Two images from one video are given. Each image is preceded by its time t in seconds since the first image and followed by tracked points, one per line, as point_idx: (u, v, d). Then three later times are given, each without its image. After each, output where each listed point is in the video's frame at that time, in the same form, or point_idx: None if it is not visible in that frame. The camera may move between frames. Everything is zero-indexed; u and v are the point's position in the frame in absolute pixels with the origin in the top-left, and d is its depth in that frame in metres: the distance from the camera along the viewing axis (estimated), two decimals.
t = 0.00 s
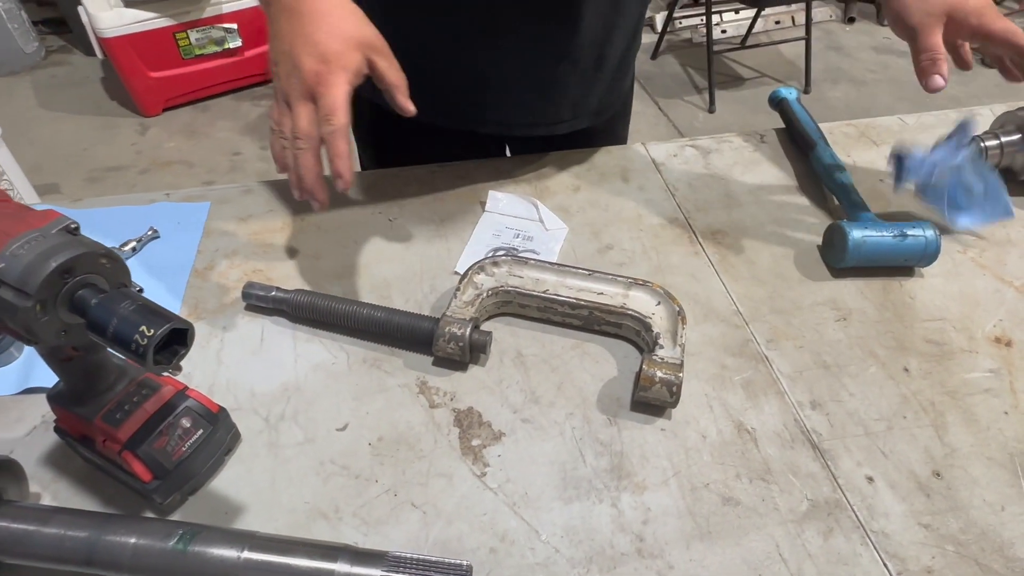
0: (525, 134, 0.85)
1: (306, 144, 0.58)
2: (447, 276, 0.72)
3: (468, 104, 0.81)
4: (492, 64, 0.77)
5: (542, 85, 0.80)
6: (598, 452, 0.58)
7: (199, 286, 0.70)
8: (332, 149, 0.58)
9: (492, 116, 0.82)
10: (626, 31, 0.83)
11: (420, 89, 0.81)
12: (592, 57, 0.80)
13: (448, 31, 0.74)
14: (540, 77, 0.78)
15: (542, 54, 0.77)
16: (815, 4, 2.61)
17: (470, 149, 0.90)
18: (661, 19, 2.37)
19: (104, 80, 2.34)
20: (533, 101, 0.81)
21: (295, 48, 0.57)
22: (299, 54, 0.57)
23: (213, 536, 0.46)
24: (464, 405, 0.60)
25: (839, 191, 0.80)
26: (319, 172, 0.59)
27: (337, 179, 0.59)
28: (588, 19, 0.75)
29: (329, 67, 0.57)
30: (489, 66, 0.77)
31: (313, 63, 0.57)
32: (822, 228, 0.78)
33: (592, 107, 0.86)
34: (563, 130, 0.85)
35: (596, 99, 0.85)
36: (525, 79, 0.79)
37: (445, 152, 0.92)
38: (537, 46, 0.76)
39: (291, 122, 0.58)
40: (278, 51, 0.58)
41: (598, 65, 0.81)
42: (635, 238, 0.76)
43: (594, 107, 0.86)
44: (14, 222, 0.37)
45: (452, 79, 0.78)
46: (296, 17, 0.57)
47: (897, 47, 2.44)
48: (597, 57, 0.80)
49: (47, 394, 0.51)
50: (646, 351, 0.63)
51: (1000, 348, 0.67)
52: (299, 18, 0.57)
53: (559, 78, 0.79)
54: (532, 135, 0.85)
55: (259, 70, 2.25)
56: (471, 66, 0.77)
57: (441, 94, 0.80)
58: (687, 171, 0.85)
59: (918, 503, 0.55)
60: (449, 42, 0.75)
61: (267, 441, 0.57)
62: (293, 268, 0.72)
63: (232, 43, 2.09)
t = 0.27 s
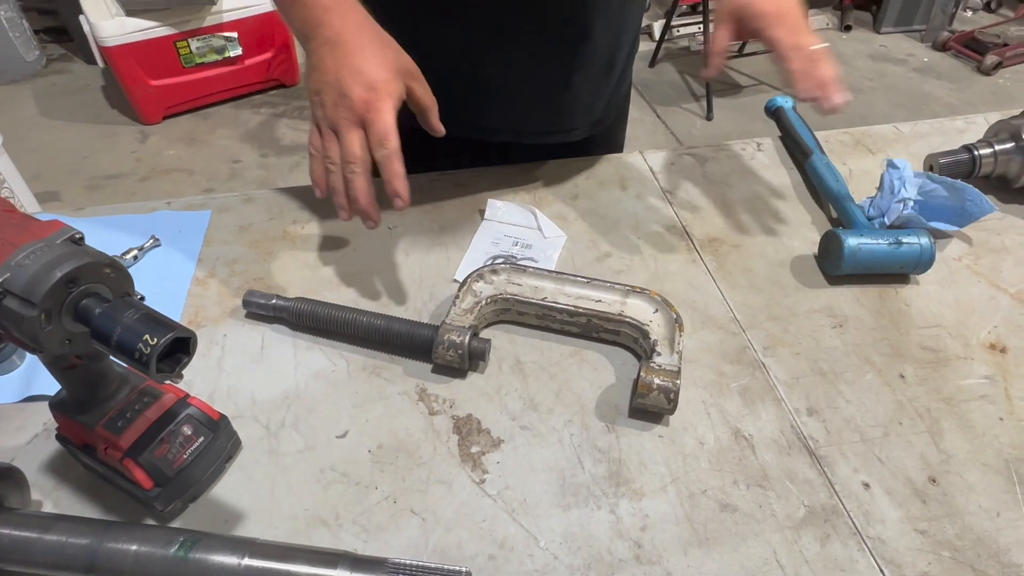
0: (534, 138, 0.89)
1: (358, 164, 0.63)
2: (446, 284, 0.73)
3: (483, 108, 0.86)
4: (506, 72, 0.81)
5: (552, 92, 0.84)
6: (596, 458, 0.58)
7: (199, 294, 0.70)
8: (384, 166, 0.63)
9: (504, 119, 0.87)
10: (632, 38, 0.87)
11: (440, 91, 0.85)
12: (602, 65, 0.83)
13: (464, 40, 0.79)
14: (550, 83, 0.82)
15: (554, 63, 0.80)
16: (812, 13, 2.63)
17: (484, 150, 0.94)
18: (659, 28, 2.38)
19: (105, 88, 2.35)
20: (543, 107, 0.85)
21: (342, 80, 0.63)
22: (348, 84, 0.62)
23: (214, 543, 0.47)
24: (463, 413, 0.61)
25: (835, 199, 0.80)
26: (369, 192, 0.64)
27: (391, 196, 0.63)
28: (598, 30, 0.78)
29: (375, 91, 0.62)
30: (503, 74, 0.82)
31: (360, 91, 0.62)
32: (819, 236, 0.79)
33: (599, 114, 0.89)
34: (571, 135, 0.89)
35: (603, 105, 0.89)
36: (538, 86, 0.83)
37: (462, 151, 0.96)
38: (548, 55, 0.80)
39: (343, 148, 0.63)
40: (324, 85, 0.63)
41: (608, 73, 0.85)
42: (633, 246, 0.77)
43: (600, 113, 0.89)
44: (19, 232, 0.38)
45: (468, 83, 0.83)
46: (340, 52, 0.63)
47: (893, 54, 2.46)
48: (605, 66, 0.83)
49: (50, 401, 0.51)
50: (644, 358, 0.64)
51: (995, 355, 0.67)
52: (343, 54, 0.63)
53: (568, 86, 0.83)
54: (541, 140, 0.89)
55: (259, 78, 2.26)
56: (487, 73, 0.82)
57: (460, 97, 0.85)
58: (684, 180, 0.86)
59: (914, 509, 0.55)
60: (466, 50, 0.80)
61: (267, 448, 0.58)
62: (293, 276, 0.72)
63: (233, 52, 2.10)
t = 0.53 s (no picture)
0: (546, 145, 0.91)
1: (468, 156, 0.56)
2: (444, 293, 0.73)
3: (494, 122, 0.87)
4: (520, 84, 0.83)
5: (563, 100, 0.86)
6: (595, 466, 0.58)
7: (199, 303, 0.70)
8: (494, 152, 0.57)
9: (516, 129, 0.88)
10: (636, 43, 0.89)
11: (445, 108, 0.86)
12: (608, 69, 0.85)
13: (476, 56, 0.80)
14: (561, 92, 0.85)
15: (566, 72, 0.82)
16: (807, 20, 2.65)
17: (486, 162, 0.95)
18: (655, 35, 2.40)
19: (103, 96, 2.36)
20: (555, 114, 0.87)
21: (418, 78, 0.56)
22: (431, 79, 0.55)
23: (214, 553, 0.47)
24: (462, 421, 0.61)
25: (830, 207, 0.81)
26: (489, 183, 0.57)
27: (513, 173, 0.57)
28: (606, 36, 0.81)
29: (459, 78, 0.57)
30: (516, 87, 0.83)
31: (445, 82, 0.56)
32: (814, 243, 0.79)
33: (608, 116, 0.91)
34: (582, 139, 0.91)
35: (610, 108, 0.91)
36: (549, 95, 0.85)
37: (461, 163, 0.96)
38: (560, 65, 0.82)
39: (439, 146, 0.56)
40: (402, 87, 0.56)
41: (614, 77, 0.87)
42: (630, 254, 0.77)
43: (609, 115, 0.92)
44: (21, 245, 0.38)
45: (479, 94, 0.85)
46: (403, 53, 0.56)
47: (888, 61, 2.47)
48: (612, 69, 0.86)
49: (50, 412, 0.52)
50: (641, 366, 0.64)
51: (990, 361, 0.68)
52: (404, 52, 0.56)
53: (578, 92, 0.85)
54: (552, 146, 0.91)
55: (257, 86, 2.26)
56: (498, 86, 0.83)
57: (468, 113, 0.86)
58: (681, 188, 0.87)
59: (911, 516, 0.56)
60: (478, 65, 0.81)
61: (267, 458, 0.58)
62: (292, 285, 0.73)
63: (231, 60, 2.10)
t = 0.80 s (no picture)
0: (560, 150, 0.93)
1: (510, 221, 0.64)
2: (448, 301, 0.74)
3: (511, 130, 0.89)
4: (535, 94, 0.85)
5: (578, 104, 0.88)
6: (598, 472, 0.59)
7: (206, 313, 0.71)
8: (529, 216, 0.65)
9: (533, 137, 0.90)
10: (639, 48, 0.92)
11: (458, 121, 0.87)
12: (617, 73, 0.89)
13: (494, 67, 0.82)
14: (576, 96, 0.87)
15: (581, 75, 0.86)
16: (802, 26, 2.67)
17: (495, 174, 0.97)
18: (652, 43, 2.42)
19: (104, 106, 2.37)
20: (569, 120, 0.89)
21: (466, 149, 0.62)
22: (478, 149, 0.62)
23: (225, 559, 0.48)
24: (466, 428, 0.62)
25: (827, 214, 0.82)
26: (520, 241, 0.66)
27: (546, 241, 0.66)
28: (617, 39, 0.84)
29: (496, 146, 0.64)
30: (533, 94, 0.86)
31: (487, 151, 0.63)
32: (811, 250, 0.81)
33: (619, 120, 0.94)
34: (594, 143, 0.94)
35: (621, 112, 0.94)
36: (564, 99, 0.87)
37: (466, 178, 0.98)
38: (575, 68, 0.85)
39: (487, 207, 0.63)
40: (449, 151, 0.62)
41: (624, 82, 0.90)
42: (631, 261, 0.78)
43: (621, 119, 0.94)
44: (39, 258, 0.39)
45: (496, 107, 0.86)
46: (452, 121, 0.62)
47: (883, 67, 2.50)
48: (622, 73, 0.89)
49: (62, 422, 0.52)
50: (643, 373, 0.65)
51: (986, 366, 0.69)
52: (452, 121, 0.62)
53: (592, 94, 0.88)
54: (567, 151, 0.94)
55: (258, 95, 2.28)
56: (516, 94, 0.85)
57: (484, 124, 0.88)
58: (680, 196, 0.88)
59: (909, 518, 0.57)
60: (498, 76, 0.83)
61: (275, 465, 0.59)
62: (298, 294, 0.74)
63: (232, 69, 2.12)
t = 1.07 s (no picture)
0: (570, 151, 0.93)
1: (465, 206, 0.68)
2: (455, 296, 0.75)
3: (521, 130, 0.88)
4: (546, 96, 0.85)
5: (588, 105, 0.88)
6: (606, 462, 0.60)
7: (214, 310, 0.72)
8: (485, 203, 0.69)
9: (542, 137, 0.90)
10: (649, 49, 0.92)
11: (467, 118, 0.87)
12: (628, 73, 0.88)
13: (504, 67, 0.81)
14: (587, 97, 0.87)
15: (591, 77, 0.85)
16: (797, 27, 2.70)
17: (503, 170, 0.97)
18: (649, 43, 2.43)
19: (102, 109, 2.37)
20: (578, 120, 0.89)
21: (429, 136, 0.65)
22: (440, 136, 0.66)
23: (240, 550, 0.48)
24: (475, 421, 0.63)
25: (827, 209, 0.83)
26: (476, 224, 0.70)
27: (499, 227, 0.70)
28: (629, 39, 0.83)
29: (461, 133, 0.67)
30: (542, 95, 0.85)
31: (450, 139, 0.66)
32: (813, 244, 0.81)
33: (627, 119, 0.94)
34: (604, 142, 0.94)
35: (628, 112, 0.94)
36: (574, 101, 0.87)
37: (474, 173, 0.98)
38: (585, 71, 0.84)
39: (444, 191, 0.68)
40: (412, 138, 0.66)
41: (633, 79, 0.90)
42: (635, 256, 0.79)
43: (628, 117, 0.95)
44: (59, 251, 0.39)
45: (508, 108, 0.86)
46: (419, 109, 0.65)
47: (878, 66, 2.52)
48: (632, 73, 0.89)
49: (76, 416, 0.53)
50: (649, 365, 0.66)
51: (986, 356, 0.70)
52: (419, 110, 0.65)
53: (603, 95, 0.87)
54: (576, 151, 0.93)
55: (256, 97, 2.28)
56: (525, 95, 0.84)
57: (494, 122, 0.87)
58: (681, 192, 0.89)
59: (914, 505, 0.57)
60: (508, 77, 0.82)
61: (286, 459, 0.59)
62: (305, 291, 0.74)
63: (230, 72, 2.12)
